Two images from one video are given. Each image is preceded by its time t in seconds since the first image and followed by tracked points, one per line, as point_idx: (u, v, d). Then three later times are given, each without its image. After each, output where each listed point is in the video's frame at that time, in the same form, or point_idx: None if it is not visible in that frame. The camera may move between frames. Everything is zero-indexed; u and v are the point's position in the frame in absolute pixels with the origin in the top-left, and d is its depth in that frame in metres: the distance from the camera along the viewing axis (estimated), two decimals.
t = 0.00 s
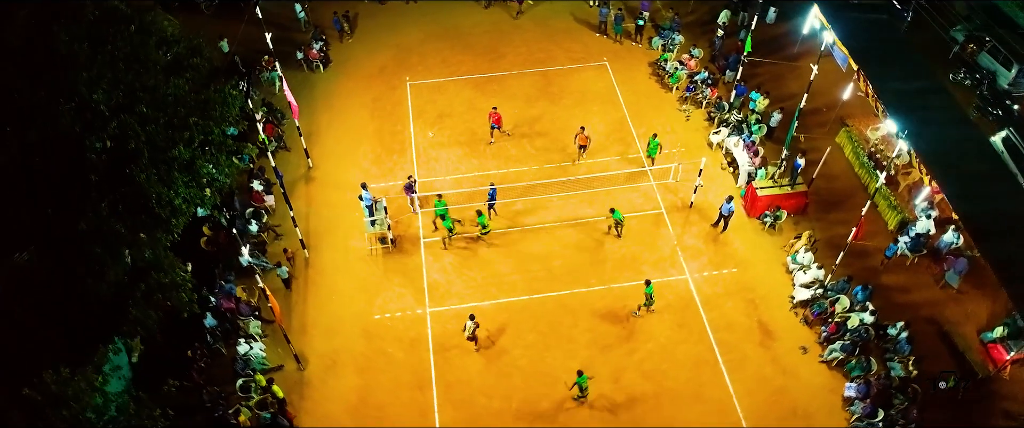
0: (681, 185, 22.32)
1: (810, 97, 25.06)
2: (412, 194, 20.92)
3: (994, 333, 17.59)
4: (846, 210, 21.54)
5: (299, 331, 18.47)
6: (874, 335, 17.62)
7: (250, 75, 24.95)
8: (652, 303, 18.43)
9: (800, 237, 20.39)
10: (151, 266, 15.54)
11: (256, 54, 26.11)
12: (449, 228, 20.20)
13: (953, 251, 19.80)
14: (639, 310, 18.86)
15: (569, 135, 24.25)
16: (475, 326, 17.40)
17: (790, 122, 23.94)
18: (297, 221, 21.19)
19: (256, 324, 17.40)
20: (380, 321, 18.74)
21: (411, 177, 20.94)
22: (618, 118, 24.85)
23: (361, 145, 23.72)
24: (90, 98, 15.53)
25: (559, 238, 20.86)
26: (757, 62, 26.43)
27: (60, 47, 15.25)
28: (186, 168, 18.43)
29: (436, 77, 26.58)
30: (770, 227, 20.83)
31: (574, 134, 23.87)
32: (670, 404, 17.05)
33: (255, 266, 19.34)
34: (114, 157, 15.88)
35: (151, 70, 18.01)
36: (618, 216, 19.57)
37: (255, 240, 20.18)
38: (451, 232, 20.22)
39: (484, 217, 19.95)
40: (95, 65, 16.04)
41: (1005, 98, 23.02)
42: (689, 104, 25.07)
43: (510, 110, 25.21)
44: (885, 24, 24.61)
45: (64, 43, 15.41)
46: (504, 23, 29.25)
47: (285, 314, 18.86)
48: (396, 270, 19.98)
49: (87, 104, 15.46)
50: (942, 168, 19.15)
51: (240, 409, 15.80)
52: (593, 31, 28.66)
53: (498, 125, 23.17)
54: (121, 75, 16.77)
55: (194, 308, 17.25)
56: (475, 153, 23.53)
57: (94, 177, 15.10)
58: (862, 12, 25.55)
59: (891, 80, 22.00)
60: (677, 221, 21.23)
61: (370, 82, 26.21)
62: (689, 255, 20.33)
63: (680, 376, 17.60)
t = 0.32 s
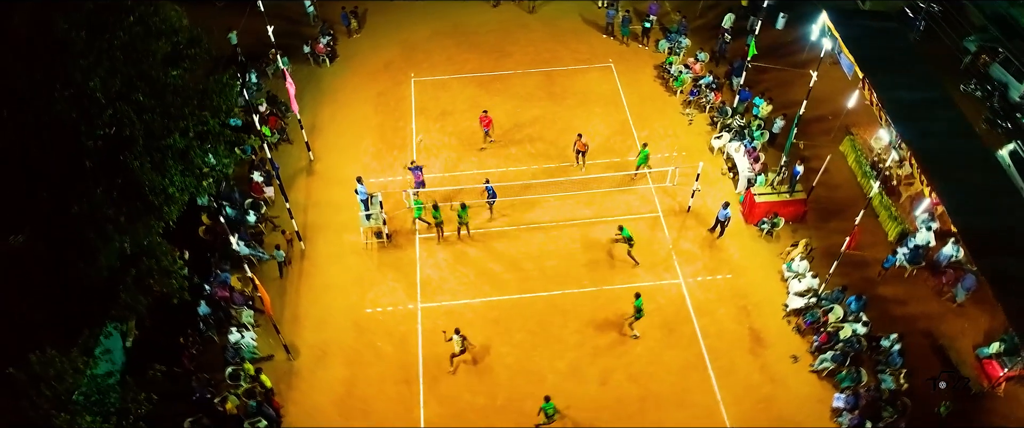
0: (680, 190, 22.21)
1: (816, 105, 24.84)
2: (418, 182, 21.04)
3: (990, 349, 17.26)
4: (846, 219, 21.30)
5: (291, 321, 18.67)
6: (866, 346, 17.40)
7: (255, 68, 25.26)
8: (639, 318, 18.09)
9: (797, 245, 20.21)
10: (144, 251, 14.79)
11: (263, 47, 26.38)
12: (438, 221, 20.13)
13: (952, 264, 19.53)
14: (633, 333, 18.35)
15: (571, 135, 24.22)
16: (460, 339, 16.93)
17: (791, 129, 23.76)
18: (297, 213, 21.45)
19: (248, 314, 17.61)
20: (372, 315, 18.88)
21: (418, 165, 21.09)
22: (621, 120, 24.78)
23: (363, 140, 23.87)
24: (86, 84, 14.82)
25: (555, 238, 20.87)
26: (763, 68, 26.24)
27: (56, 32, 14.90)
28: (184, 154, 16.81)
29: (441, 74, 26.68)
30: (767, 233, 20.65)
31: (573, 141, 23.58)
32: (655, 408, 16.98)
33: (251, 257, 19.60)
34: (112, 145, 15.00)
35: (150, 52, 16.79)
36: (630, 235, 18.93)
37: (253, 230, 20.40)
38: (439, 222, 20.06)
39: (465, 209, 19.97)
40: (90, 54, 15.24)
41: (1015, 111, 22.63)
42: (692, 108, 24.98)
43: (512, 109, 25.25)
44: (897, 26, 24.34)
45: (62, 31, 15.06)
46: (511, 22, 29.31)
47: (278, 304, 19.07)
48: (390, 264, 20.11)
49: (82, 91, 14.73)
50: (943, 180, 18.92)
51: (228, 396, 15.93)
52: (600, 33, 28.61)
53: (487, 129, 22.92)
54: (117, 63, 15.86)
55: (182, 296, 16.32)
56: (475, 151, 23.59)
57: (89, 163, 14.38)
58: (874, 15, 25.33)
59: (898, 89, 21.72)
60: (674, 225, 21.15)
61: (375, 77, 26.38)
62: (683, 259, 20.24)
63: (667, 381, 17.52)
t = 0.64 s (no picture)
0: (678, 193, 22.12)
1: (820, 112, 24.61)
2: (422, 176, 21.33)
3: (983, 363, 16.99)
4: (845, 228, 21.07)
5: (281, 313, 18.85)
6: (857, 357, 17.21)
7: (261, 60, 25.65)
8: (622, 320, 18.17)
9: (792, 252, 20.06)
10: (137, 238, 15.01)
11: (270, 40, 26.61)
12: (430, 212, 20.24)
13: (949, 277, 19.30)
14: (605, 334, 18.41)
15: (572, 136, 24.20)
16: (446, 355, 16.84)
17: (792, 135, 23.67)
18: (295, 206, 21.67)
19: (240, 304, 17.93)
20: (363, 309, 19.00)
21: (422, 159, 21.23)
22: (622, 122, 24.70)
23: (363, 135, 24.02)
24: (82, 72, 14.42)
25: (550, 238, 20.87)
26: (767, 74, 26.05)
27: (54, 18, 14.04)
28: (177, 144, 16.88)
29: (445, 71, 26.80)
30: (763, 240, 20.51)
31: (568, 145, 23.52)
32: (640, 412, 16.89)
33: (247, 247, 19.96)
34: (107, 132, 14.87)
35: (151, 39, 16.48)
36: (636, 253, 18.59)
37: (250, 221, 20.65)
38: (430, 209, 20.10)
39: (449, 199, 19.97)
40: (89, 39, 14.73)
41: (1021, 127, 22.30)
42: (694, 112, 24.87)
43: (514, 108, 25.28)
44: (906, 35, 24.02)
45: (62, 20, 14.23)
46: (517, 21, 29.36)
47: (271, 295, 19.26)
48: (383, 259, 20.23)
49: (78, 80, 14.35)
50: (942, 191, 18.66)
51: (215, 384, 16.21)
52: (606, 34, 28.56)
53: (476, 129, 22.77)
54: (115, 51, 15.44)
55: (172, 283, 16.45)
56: (476, 149, 23.62)
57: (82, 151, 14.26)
58: (882, 22, 25.08)
59: (903, 98, 21.45)
60: (669, 229, 21.06)
61: (379, 73, 26.55)
62: (677, 264, 20.15)
63: (655, 386, 17.42)
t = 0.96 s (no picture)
0: (676, 198, 22.04)
1: (825, 120, 24.38)
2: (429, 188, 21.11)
3: (977, 380, 16.56)
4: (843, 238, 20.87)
5: (274, 304, 19.05)
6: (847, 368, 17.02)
7: (268, 54, 26.01)
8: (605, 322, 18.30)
9: (787, 260, 19.91)
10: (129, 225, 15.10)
11: (278, 33, 26.88)
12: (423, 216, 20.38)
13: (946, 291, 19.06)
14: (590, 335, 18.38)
15: (572, 137, 24.18)
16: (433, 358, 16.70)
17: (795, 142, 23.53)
18: (293, 198, 21.89)
19: (235, 293, 18.15)
20: (355, 303, 19.15)
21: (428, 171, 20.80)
22: (623, 124, 24.65)
23: (365, 131, 24.18)
24: (79, 60, 14.57)
25: (544, 238, 20.90)
26: (773, 80, 25.86)
27: (52, 10, 14.46)
28: (172, 133, 16.77)
29: (450, 69, 26.89)
30: (759, 247, 20.36)
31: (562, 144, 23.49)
32: (625, 415, 16.86)
33: (243, 238, 20.18)
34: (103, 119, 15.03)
35: (151, 28, 16.26)
36: (635, 267, 18.41)
37: (247, 212, 20.82)
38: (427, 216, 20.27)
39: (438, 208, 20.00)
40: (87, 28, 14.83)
41: None
42: (697, 116, 24.74)
43: (516, 108, 25.31)
44: (915, 45, 23.71)
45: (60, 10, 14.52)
46: (525, 21, 29.39)
47: (265, 286, 19.47)
48: (378, 254, 20.37)
49: (75, 69, 14.52)
50: (941, 203, 18.42)
51: (204, 372, 16.33)
52: (612, 36, 28.49)
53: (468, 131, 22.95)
54: (112, 39, 15.43)
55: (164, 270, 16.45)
56: (477, 148, 23.68)
57: (78, 137, 14.43)
58: (892, 30, 24.79)
59: (907, 108, 21.18)
60: (665, 233, 20.98)
61: (385, 69, 26.72)
62: (670, 268, 20.08)
63: (641, 389, 17.37)
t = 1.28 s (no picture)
0: (674, 202, 21.96)
1: (831, 128, 24.12)
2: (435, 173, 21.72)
3: (970, 397, 16.49)
4: (842, 249, 20.65)
5: (268, 294, 19.30)
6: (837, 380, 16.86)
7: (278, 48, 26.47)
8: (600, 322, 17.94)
9: (783, 269, 19.74)
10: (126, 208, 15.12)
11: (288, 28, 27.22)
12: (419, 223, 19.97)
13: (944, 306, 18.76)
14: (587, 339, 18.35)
15: (574, 138, 24.17)
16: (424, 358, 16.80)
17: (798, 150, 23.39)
18: (294, 190, 22.13)
19: (230, 281, 18.42)
20: (348, 295, 19.33)
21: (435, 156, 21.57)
22: (626, 127, 24.59)
23: (368, 125, 24.36)
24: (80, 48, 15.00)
25: (539, 238, 20.93)
26: (780, 87, 25.63)
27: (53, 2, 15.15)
28: (172, 123, 16.65)
29: (456, 66, 27.01)
30: (755, 255, 20.23)
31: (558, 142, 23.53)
32: (609, 417, 16.85)
33: (243, 228, 20.49)
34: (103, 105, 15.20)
35: (152, 17, 16.54)
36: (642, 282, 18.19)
37: (247, 203, 21.19)
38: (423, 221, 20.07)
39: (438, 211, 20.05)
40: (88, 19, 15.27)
41: None
42: (700, 121, 24.58)
43: (520, 107, 25.35)
44: (925, 55, 23.36)
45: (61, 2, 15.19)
46: (534, 20, 29.42)
47: (261, 275, 19.74)
48: (373, 248, 20.54)
49: (77, 56, 14.99)
50: (939, 217, 18.22)
51: (196, 358, 16.63)
52: (621, 38, 28.41)
53: (467, 125, 22.99)
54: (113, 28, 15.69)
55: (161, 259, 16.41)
56: (478, 146, 23.78)
57: (77, 122, 14.77)
58: (902, 41, 24.47)
59: (911, 118, 20.91)
60: (661, 237, 20.91)
61: (392, 65, 26.91)
62: (664, 272, 20.00)
63: (627, 392, 17.34)
